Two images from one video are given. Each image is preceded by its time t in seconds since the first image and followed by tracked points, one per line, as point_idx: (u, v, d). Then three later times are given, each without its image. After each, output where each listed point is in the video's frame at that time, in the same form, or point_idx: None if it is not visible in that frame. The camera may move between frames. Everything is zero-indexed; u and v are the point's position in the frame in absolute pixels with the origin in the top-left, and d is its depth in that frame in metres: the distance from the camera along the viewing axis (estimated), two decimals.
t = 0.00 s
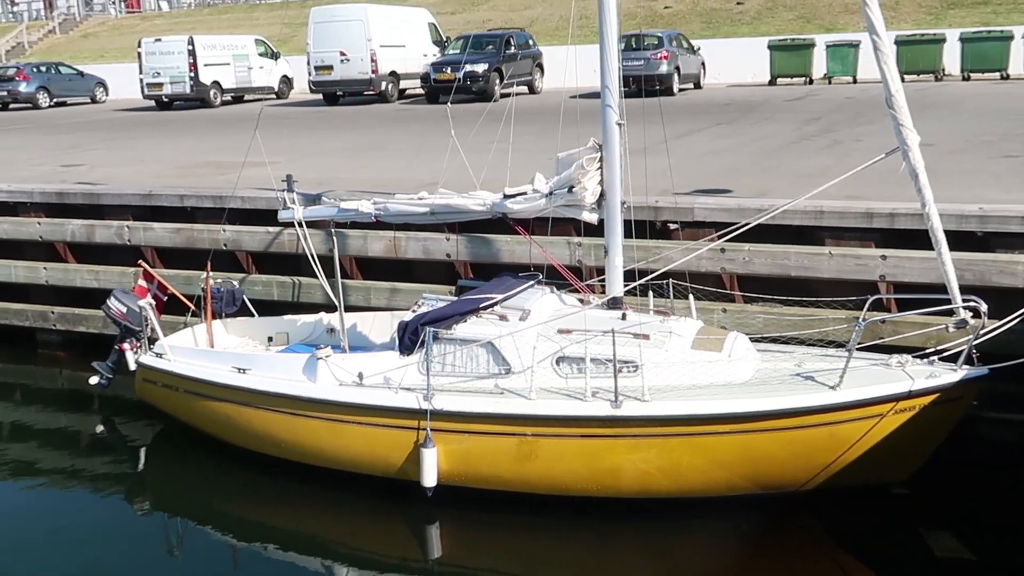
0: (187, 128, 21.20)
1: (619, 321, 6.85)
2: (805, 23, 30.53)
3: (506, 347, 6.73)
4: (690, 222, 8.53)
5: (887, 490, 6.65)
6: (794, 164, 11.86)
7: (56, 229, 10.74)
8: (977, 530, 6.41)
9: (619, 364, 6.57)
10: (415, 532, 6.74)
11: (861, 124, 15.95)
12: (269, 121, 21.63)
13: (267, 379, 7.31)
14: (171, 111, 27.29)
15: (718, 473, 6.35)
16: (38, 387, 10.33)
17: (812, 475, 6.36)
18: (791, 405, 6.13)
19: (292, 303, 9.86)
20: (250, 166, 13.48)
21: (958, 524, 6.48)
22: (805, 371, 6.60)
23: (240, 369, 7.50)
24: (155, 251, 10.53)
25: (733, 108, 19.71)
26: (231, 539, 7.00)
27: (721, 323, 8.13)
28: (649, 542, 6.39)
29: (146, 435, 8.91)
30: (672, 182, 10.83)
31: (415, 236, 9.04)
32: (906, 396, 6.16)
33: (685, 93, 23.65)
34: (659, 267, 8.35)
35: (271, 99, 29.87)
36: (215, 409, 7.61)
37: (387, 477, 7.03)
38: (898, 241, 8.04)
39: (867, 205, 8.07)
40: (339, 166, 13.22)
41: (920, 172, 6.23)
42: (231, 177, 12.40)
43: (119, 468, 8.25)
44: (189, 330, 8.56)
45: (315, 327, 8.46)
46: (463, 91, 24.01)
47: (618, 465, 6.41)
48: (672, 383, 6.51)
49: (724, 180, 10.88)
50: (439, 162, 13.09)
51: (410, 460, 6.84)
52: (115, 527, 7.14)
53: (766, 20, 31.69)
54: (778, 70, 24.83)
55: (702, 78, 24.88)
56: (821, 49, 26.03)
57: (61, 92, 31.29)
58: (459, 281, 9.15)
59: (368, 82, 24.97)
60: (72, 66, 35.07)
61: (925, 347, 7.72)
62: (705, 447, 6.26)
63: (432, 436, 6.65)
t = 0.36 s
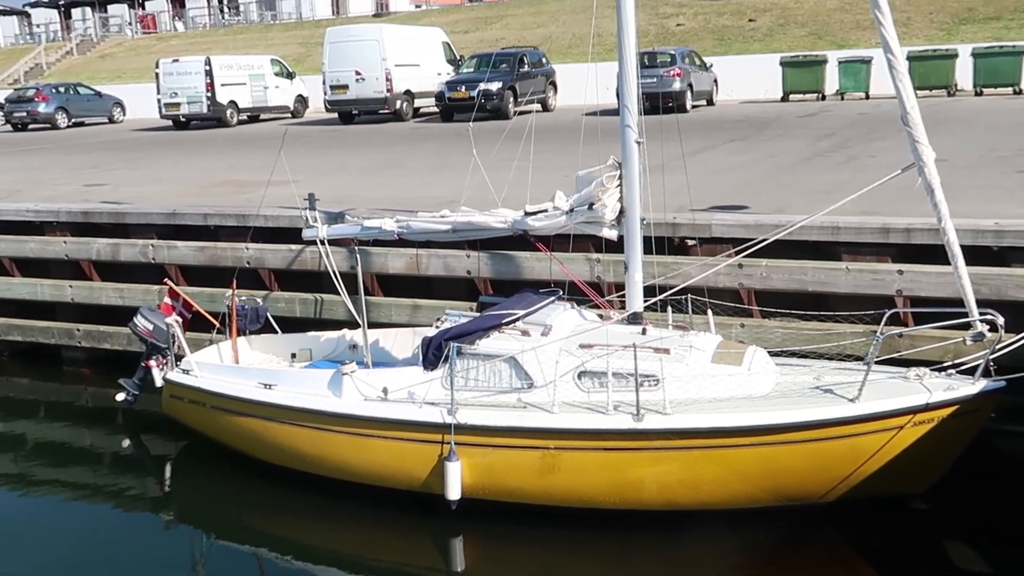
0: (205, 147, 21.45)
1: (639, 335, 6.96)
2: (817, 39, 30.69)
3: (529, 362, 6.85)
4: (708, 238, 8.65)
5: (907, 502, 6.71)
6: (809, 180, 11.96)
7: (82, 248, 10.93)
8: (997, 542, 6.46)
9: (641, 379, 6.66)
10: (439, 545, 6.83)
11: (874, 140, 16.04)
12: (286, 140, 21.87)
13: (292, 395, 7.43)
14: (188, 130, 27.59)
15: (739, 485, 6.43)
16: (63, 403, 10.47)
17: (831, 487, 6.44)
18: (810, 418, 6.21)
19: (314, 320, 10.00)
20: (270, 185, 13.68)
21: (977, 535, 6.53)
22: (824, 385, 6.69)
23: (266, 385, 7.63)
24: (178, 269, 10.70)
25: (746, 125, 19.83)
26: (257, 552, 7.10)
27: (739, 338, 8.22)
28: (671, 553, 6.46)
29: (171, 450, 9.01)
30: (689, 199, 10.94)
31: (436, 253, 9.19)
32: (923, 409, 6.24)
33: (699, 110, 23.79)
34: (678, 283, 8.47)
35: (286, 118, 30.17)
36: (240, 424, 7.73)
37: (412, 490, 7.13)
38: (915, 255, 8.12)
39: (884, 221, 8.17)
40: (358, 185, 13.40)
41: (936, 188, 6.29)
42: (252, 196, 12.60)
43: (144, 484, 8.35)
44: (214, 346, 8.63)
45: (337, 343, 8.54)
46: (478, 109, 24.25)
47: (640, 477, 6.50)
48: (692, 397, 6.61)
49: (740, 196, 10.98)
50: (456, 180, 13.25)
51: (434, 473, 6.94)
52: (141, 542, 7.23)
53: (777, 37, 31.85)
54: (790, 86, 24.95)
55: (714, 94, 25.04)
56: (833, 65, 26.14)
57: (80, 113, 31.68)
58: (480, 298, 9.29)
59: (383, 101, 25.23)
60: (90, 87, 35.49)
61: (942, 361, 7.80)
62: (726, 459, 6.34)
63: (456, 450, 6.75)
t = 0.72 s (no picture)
0: (208, 167, 21.61)
1: (644, 353, 7.07)
2: (814, 58, 30.97)
3: (535, 379, 6.94)
4: (710, 256, 8.79)
5: (909, 516, 6.80)
6: (809, 199, 12.11)
7: (90, 268, 11.04)
8: (998, 554, 6.55)
9: (646, 396, 6.77)
10: (448, 559, 6.91)
11: (872, 159, 16.23)
12: (288, 160, 22.04)
13: (301, 413, 7.52)
14: (190, 150, 27.76)
15: (743, 499, 6.52)
16: (70, 421, 10.53)
17: (834, 502, 6.53)
18: (813, 434, 6.31)
19: (321, 338, 10.10)
20: (274, 205, 13.81)
21: (978, 548, 6.62)
22: (826, 401, 6.79)
23: (275, 403, 7.71)
24: (185, 288, 10.81)
25: (745, 144, 20.02)
26: (266, 567, 7.17)
27: (741, 355, 8.33)
28: (678, 568, 6.54)
29: (178, 468, 9.08)
30: (690, 217, 11.08)
31: (441, 272, 9.33)
32: (923, 424, 6.34)
33: (698, 129, 23.99)
34: (681, 301, 8.59)
35: (287, 138, 30.36)
36: (249, 442, 7.81)
37: (420, 506, 7.22)
38: (915, 273, 8.25)
39: (883, 240, 8.30)
40: (362, 204, 13.53)
41: (934, 208, 6.40)
42: (257, 216, 12.73)
43: (152, 501, 8.42)
44: (223, 366, 8.64)
45: (344, 361, 8.60)
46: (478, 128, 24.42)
47: (646, 492, 6.60)
48: (697, 413, 6.71)
49: (741, 215, 11.13)
50: (459, 200, 13.39)
51: (442, 490, 7.04)
52: (150, 557, 7.29)
53: (774, 56, 32.14)
54: (788, 105, 25.17)
55: (712, 113, 25.26)
56: (831, 84, 26.38)
57: (81, 133, 31.87)
58: (484, 316, 9.42)
59: (384, 120, 25.42)
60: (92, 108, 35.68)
61: (941, 377, 7.92)
62: (730, 474, 6.44)
63: (464, 466, 6.85)
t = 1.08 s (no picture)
0: (193, 189, 21.62)
1: (633, 368, 7.17)
2: (793, 74, 31.34)
3: (527, 397, 7.02)
4: (696, 273, 8.92)
5: (895, 526, 6.92)
6: (792, 214, 12.28)
7: (78, 292, 11.05)
8: (983, 562, 6.67)
9: (637, 412, 6.86)
10: None
11: (852, 174, 16.44)
12: (272, 181, 22.09)
13: (294, 433, 7.56)
14: (173, 171, 27.75)
15: (734, 512, 6.62)
16: (59, 445, 10.50)
17: (822, 512, 6.63)
18: (801, 447, 6.42)
19: (311, 358, 10.15)
20: (261, 226, 13.86)
21: (963, 557, 6.73)
22: (814, 414, 6.90)
23: (267, 425, 7.75)
24: (174, 310, 10.84)
25: (727, 160, 20.23)
26: None
27: (728, 369, 8.45)
28: None
29: (170, 490, 9.07)
30: (675, 234, 11.22)
31: (430, 291, 9.42)
32: (907, 435, 6.46)
33: (679, 145, 24.21)
34: (668, 317, 8.72)
35: (271, 158, 30.40)
36: (242, 463, 7.83)
37: (414, 525, 7.28)
38: (897, 287, 8.41)
39: (866, 254, 8.46)
40: (349, 224, 13.61)
41: (915, 222, 6.50)
42: (244, 238, 12.78)
43: (143, 524, 8.40)
44: (214, 388, 8.57)
45: (335, 381, 8.59)
46: (461, 147, 24.52)
47: (637, 507, 6.68)
48: (687, 427, 6.80)
49: (725, 231, 11.27)
50: (445, 219, 13.49)
51: (436, 507, 7.10)
52: None
53: (754, 73, 32.49)
54: (768, 120, 25.45)
55: (694, 130, 25.50)
56: (810, 99, 26.69)
57: (63, 155, 31.81)
58: (474, 334, 9.51)
59: (367, 140, 25.49)
60: (74, 130, 35.59)
61: (926, 389, 8.05)
62: (720, 487, 6.54)
63: (458, 484, 6.92)
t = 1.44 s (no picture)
0: (189, 226, 21.68)
1: (631, 404, 7.20)
2: (784, 109, 31.66)
3: (526, 433, 7.04)
4: (692, 308, 8.98)
5: (894, 560, 6.93)
6: (786, 249, 12.38)
7: (75, 330, 11.07)
8: None
9: (636, 447, 6.87)
10: None
11: (845, 207, 16.59)
12: (269, 218, 22.16)
13: (293, 471, 7.55)
14: (169, 208, 27.84)
15: (733, 547, 6.62)
16: (55, 485, 10.45)
17: (822, 547, 6.64)
18: (800, 481, 6.44)
19: (309, 396, 10.17)
20: (259, 263, 13.92)
21: None
22: (812, 448, 6.93)
23: (266, 462, 7.73)
24: (172, 349, 10.85)
25: (720, 194, 20.38)
26: None
27: (726, 404, 8.49)
28: None
29: (167, 530, 9.02)
30: (671, 269, 11.30)
31: (428, 328, 9.48)
32: (905, 469, 6.49)
33: (673, 179, 24.39)
34: (666, 352, 8.77)
35: (266, 195, 30.53)
36: (241, 502, 7.81)
37: (414, 562, 7.27)
38: (892, 321, 8.48)
39: (861, 289, 8.53)
40: (346, 261, 13.68)
41: (908, 258, 6.52)
42: (241, 275, 12.83)
43: (141, 564, 8.34)
44: (212, 426, 8.52)
45: (333, 419, 8.53)
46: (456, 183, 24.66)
47: (637, 543, 6.68)
48: (686, 462, 6.82)
49: (720, 265, 11.35)
50: (442, 255, 13.56)
51: (435, 544, 7.08)
52: None
53: (746, 108, 32.82)
54: (761, 154, 25.68)
55: (687, 165, 25.70)
56: (802, 134, 26.94)
57: (58, 193, 31.88)
58: (472, 371, 9.55)
59: (363, 176, 25.64)
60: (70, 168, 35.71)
61: (923, 423, 8.09)
62: (719, 522, 6.55)
63: (458, 521, 6.92)
